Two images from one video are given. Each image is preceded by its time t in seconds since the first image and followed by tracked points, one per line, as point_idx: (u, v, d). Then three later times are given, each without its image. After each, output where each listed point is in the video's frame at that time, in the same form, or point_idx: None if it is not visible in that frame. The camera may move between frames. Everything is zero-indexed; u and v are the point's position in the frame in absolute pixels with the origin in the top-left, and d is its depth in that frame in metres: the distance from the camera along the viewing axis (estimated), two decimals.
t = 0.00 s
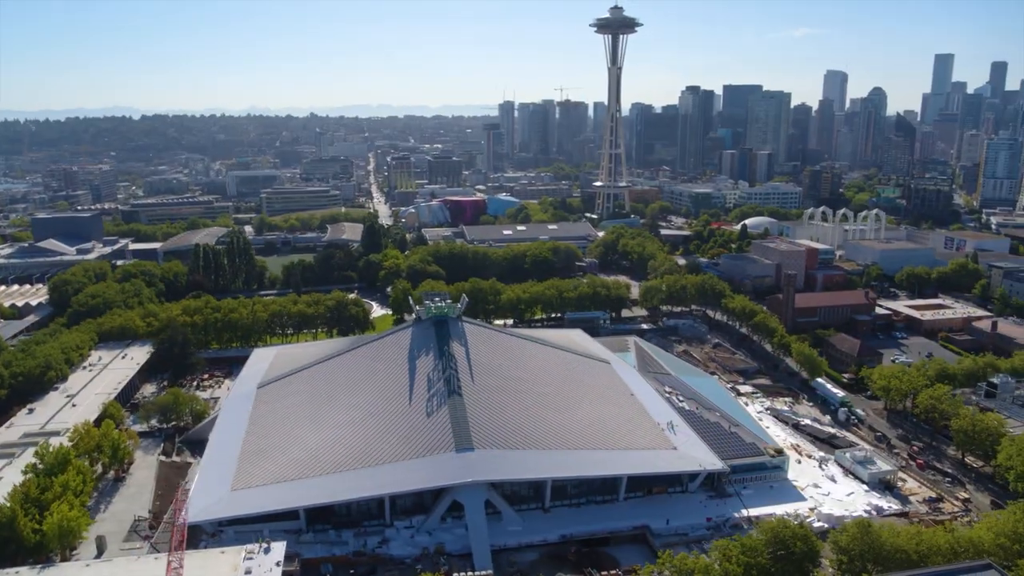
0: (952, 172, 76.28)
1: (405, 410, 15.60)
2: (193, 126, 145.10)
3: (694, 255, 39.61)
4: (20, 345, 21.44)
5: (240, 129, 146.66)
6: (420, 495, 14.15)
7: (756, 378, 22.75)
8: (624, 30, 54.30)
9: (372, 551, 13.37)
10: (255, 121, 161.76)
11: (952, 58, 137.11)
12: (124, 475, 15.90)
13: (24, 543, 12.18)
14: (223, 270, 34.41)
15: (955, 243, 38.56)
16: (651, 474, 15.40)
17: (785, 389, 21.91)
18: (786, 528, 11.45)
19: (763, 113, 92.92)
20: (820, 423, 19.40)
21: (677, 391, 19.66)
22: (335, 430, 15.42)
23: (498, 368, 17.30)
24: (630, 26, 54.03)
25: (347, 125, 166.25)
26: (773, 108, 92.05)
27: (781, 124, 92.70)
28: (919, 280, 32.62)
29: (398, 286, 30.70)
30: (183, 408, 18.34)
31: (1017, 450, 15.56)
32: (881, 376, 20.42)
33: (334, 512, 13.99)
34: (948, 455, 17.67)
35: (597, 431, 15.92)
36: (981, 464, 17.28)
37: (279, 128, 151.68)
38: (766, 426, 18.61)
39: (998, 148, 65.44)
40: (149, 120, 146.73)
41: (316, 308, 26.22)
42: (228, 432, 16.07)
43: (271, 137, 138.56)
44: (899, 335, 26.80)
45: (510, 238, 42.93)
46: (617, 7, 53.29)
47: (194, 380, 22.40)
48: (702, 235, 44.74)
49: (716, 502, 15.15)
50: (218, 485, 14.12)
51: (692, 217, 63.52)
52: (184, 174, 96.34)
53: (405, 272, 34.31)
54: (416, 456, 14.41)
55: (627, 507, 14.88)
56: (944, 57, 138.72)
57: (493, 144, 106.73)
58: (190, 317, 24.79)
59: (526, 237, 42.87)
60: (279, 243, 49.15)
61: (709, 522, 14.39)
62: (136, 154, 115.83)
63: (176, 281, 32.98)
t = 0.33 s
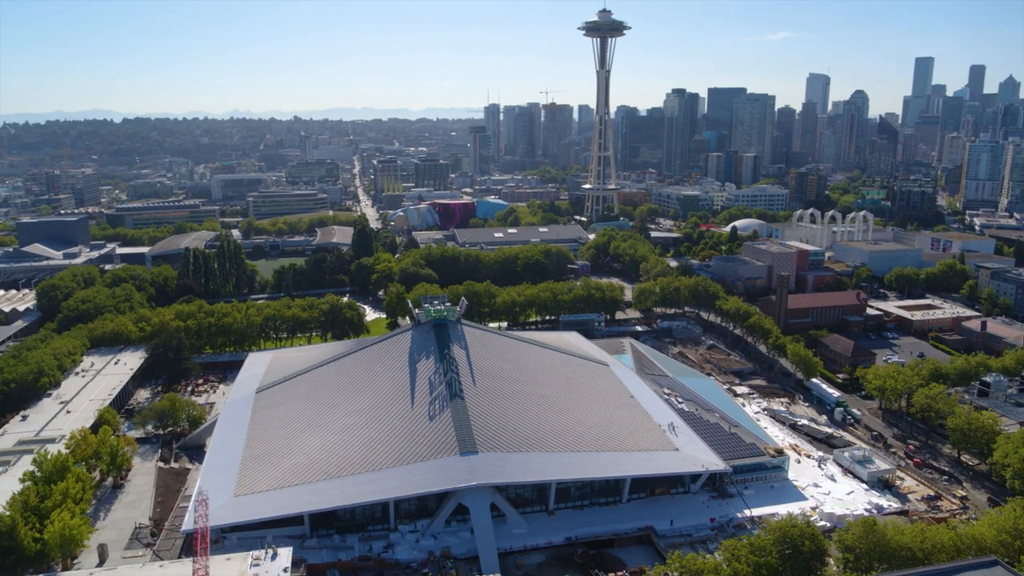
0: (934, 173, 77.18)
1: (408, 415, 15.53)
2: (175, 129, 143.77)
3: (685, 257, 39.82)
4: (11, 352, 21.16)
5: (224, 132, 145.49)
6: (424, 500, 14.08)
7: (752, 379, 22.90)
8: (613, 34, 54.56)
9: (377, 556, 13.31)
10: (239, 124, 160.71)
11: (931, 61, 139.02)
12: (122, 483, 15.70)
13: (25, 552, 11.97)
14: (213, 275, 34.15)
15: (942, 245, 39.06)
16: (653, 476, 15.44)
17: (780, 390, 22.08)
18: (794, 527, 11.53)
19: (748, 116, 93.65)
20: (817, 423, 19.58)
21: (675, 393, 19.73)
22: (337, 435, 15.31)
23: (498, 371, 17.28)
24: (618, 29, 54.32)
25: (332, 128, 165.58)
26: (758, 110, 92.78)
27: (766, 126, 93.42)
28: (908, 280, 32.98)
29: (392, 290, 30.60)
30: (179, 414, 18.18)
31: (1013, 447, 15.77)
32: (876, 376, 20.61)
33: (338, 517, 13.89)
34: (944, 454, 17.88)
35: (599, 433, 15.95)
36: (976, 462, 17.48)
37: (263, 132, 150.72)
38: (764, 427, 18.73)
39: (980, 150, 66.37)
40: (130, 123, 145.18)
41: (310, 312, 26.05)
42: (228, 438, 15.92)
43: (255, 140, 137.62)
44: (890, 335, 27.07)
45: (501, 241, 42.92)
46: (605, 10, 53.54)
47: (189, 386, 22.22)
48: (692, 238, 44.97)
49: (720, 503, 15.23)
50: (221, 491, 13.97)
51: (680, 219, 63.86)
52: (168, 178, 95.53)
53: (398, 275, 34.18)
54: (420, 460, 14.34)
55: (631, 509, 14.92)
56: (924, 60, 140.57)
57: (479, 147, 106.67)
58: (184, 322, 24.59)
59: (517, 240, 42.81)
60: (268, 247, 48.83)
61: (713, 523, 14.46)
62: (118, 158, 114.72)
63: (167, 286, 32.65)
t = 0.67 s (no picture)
0: (917, 176, 78.15)
1: (410, 418, 15.49)
2: (158, 132, 142.38)
3: (676, 259, 40.07)
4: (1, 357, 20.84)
5: (207, 135, 144.27)
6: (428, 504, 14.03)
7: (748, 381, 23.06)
8: (601, 37, 54.82)
9: (383, 561, 13.24)
10: (222, 127, 159.55)
11: (911, 64, 140.95)
12: (120, 490, 15.51)
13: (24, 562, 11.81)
14: (203, 278, 33.88)
15: (928, 246, 39.63)
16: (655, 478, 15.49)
17: (776, 391, 22.24)
18: (801, 526, 11.61)
19: (733, 118, 94.42)
20: (813, 423, 19.74)
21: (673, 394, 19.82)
22: (339, 440, 15.23)
23: (498, 374, 17.27)
24: (607, 33, 54.56)
25: (316, 132, 164.77)
26: (742, 113, 93.52)
27: (750, 129, 94.19)
28: (896, 281, 33.39)
29: (386, 293, 30.52)
30: (176, 420, 17.99)
31: (1009, 445, 15.99)
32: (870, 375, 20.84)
33: (342, 522, 13.81)
34: (940, 452, 18.10)
35: (602, 436, 15.97)
36: (972, 460, 17.71)
37: (247, 135, 149.69)
38: (763, 427, 18.85)
39: (963, 153, 67.38)
40: (112, 126, 143.55)
41: (304, 316, 25.90)
42: (228, 443, 15.82)
43: (239, 144, 136.61)
44: (881, 336, 27.34)
45: (492, 244, 42.95)
46: (593, 13, 53.78)
47: (183, 392, 22.02)
48: (682, 240, 45.24)
49: (722, 503, 15.31)
50: (224, 496, 13.87)
51: (668, 222, 64.22)
52: (151, 182, 94.66)
53: (390, 278, 34.04)
54: (425, 464, 14.29)
55: (635, 511, 14.96)
56: (904, 63, 142.47)
57: (466, 150, 106.64)
58: (177, 326, 24.37)
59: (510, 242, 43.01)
60: (256, 251, 48.49)
61: (716, 523, 14.54)
62: (99, 161, 113.52)
63: (156, 290, 32.30)
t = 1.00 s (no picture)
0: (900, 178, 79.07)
1: (413, 422, 15.45)
2: (140, 135, 140.92)
3: (667, 261, 40.31)
4: None
5: (190, 138, 143.02)
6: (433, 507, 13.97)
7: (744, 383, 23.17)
8: (590, 41, 55.05)
9: (389, 565, 13.18)
10: (205, 131, 158.38)
11: (892, 67, 142.78)
12: (119, 497, 15.32)
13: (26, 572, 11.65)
14: (194, 283, 33.60)
15: (915, 247, 40.14)
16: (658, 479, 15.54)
17: (772, 392, 22.39)
18: (809, 526, 11.70)
19: (718, 121, 95.19)
20: (811, 423, 19.89)
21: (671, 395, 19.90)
22: (341, 444, 15.15)
23: (499, 376, 17.27)
24: (595, 36, 54.78)
25: (300, 135, 163.87)
26: (728, 116, 94.24)
27: (735, 132, 94.92)
28: (886, 282, 33.80)
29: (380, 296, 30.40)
30: (172, 425, 17.83)
31: (1005, 443, 16.19)
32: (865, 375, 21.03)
33: (347, 526, 13.73)
34: (935, 451, 18.30)
35: (605, 438, 15.98)
36: (967, 459, 17.92)
37: (230, 138, 148.51)
38: (761, 428, 18.96)
39: (945, 155, 68.25)
40: (92, 129, 141.87)
41: (298, 320, 25.73)
42: (229, 448, 15.69)
43: (222, 147, 135.60)
44: (873, 336, 27.60)
45: (483, 247, 42.95)
46: (582, 17, 54.03)
47: (178, 397, 21.82)
48: (672, 242, 45.49)
49: (725, 504, 15.38)
50: (227, 503, 13.75)
51: (656, 224, 64.55)
52: (134, 185, 93.76)
53: (383, 281, 33.94)
54: (430, 468, 14.24)
55: (638, 512, 14.99)
56: (885, 66, 144.24)
57: (452, 153, 106.55)
58: (170, 331, 24.13)
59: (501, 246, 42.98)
60: (244, 254, 48.13)
61: (720, 523, 14.61)
62: (81, 165, 112.33)
63: (146, 295, 31.94)
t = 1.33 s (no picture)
0: (884, 180, 79.95)
1: (416, 425, 15.40)
2: (121, 139, 139.43)
3: (658, 263, 40.58)
4: None
5: (172, 142, 141.68)
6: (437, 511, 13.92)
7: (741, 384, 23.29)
8: (578, 44, 55.27)
9: (394, 570, 13.11)
10: (187, 134, 157.07)
11: (874, 70, 144.45)
12: (118, 504, 15.13)
13: None
14: (183, 287, 33.29)
15: (902, 248, 40.70)
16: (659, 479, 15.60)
17: (769, 392, 22.53)
18: (816, 524, 11.80)
19: (703, 124, 95.89)
20: (807, 423, 20.05)
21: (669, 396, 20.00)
22: (343, 449, 15.06)
23: (500, 379, 17.24)
24: (584, 39, 55.07)
25: (284, 138, 162.95)
26: (713, 119, 94.94)
27: (721, 134, 95.59)
28: (875, 283, 34.23)
29: (373, 299, 30.30)
30: (169, 430, 17.63)
31: (1000, 440, 16.42)
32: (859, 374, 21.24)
33: (351, 532, 13.65)
34: (930, 449, 18.52)
35: (607, 439, 16.03)
36: (962, 457, 18.15)
37: (213, 142, 147.32)
38: (759, 428, 19.08)
39: (928, 157, 69.22)
40: (72, 132, 140.11)
41: (292, 324, 25.56)
42: (229, 454, 15.57)
43: (205, 150, 134.46)
44: (864, 337, 27.86)
45: (475, 249, 42.96)
46: (571, 20, 54.26)
47: (172, 402, 21.60)
48: (662, 244, 45.79)
49: (727, 504, 15.43)
50: (229, 510, 13.61)
51: (645, 226, 64.86)
52: (117, 189, 92.86)
53: (376, 284, 33.83)
54: (434, 471, 14.21)
55: (642, 514, 15.00)
56: (867, 69, 145.87)
57: (438, 156, 106.49)
58: (163, 336, 23.90)
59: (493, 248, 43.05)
60: (232, 258, 47.77)
61: (723, 523, 14.68)
62: (62, 169, 111.08)
63: (136, 299, 31.60)
